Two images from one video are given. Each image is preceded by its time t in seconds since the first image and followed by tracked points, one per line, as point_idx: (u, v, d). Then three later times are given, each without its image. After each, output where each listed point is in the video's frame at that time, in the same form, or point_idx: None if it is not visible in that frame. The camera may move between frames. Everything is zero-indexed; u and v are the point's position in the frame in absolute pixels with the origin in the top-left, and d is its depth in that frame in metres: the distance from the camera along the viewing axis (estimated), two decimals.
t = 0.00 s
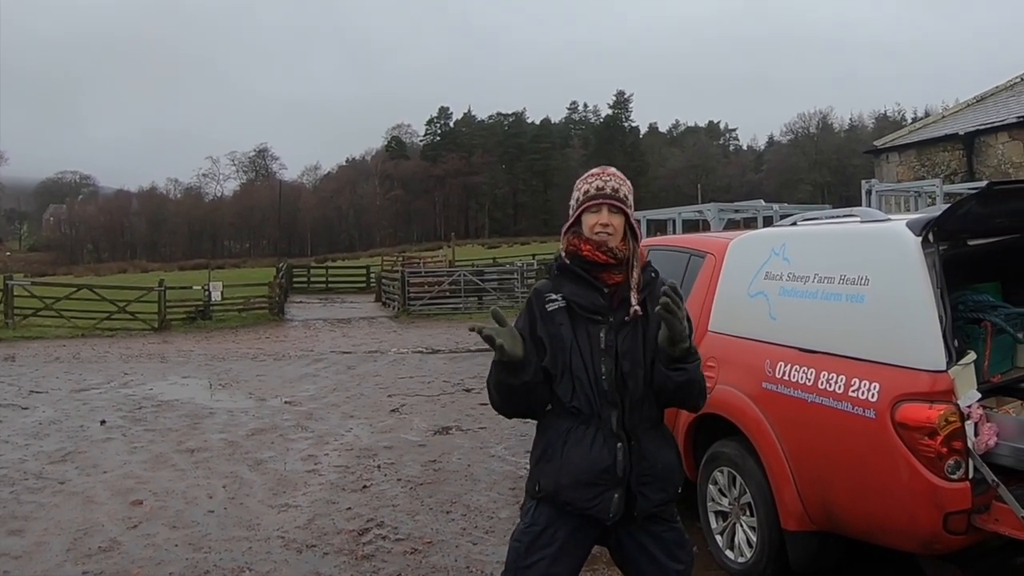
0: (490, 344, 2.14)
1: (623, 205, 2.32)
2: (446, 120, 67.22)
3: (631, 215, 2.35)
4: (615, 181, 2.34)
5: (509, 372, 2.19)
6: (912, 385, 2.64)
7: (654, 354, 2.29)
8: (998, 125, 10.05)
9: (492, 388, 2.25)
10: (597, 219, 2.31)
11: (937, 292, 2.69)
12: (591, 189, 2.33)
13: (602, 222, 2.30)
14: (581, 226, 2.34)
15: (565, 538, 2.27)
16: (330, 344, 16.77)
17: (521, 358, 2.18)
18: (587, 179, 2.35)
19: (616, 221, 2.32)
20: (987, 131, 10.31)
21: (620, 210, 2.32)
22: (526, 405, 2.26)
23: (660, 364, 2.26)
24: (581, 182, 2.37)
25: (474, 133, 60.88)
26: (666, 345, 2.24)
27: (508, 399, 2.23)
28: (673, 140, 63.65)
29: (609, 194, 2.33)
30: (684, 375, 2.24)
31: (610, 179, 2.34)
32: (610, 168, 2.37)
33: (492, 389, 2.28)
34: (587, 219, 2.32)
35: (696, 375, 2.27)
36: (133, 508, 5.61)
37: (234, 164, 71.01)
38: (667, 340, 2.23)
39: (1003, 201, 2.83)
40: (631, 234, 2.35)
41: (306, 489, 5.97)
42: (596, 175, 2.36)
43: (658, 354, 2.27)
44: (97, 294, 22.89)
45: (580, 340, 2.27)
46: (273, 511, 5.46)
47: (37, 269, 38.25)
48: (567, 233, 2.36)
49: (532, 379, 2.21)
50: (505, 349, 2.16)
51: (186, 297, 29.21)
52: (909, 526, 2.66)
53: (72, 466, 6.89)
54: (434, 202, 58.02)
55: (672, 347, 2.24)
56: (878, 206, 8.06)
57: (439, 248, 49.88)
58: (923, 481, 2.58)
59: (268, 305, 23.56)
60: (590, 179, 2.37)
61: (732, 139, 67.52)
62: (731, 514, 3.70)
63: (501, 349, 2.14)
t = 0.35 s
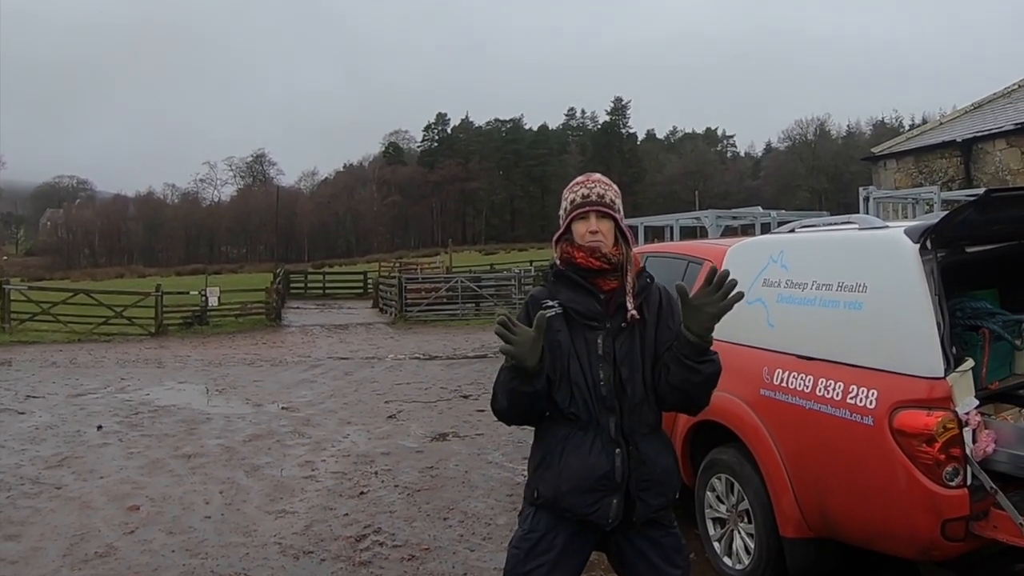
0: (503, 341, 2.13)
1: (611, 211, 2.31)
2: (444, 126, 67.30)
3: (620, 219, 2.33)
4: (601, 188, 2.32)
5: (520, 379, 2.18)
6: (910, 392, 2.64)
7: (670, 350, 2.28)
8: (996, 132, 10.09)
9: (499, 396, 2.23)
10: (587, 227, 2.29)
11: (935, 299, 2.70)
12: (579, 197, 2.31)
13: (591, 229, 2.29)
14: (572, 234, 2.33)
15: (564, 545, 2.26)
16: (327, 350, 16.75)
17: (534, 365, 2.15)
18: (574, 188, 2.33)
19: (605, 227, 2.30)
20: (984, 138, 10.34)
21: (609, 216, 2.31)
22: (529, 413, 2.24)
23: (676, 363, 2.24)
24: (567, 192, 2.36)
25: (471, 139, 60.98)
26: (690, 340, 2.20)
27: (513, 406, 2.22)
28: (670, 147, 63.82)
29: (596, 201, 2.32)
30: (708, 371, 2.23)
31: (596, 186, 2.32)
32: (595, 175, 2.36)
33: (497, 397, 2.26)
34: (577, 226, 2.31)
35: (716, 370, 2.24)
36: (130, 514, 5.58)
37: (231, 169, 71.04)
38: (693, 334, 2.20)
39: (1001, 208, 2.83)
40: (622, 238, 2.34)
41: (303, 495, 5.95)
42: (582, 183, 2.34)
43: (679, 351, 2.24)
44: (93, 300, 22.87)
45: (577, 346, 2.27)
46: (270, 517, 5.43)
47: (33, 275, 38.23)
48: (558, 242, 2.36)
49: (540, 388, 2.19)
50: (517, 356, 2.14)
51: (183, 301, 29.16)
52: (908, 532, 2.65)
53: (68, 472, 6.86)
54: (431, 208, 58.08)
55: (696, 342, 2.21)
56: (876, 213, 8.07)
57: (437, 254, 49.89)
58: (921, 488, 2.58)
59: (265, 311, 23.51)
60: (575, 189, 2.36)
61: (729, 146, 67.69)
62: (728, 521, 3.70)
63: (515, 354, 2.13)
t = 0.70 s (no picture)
0: (493, 344, 2.12)
1: (612, 218, 2.30)
2: (442, 130, 67.34)
3: (620, 226, 2.32)
4: (603, 194, 2.31)
5: (512, 382, 2.18)
6: (908, 398, 2.64)
7: (667, 355, 2.27)
8: (995, 137, 10.11)
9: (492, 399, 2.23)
10: (587, 232, 2.28)
11: (933, 304, 2.69)
12: (582, 202, 2.30)
13: (592, 234, 2.28)
14: (572, 239, 2.32)
15: (559, 550, 2.25)
16: (325, 354, 16.72)
17: (524, 366, 2.16)
18: (576, 193, 2.32)
19: (606, 233, 2.29)
20: (982, 143, 10.36)
21: (609, 222, 2.30)
22: (523, 416, 2.24)
23: (671, 368, 2.24)
24: (568, 196, 2.35)
25: (470, 144, 61.02)
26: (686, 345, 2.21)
27: (506, 410, 2.21)
28: (668, 151, 63.90)
29: (595, 206, 2.31)
30: (704, 377, 2.22)
31: (598, 192, 2.32)
32: (597, 181, 2.35)
33: (490, 399, 2.25)
34: (577, 231, 2.30)
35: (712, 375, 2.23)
36: (127, 518, 5.56)
37: (230, 173, 71.06)
38: (689, 338, 2.20)
39: (999, 213, 2.82)
40: (620, 245, 2.33)
41: (299, 500, 5.92)
42: (584, 188, 2.33)
43: (675, 355, 2.24)
44: (90, 303, 22.82)
45: (573, 350, 2.26)
46: (267, 521, 5.41)
47: (30, 278, 38.19)
48: (557, 247, 2.35)
49: (532, 391, 2.19)
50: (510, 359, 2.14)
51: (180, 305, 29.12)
52: (904, 538, 2.65)
53: (65, 475, 6.83)
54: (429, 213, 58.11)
55: (692, 347, 2.21)
56: (874, 218, 8.08)
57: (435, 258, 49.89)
58: (918, 494, 2.57)
59: (262, 315, 23.47)
60: (576, 193, 2.35)
61: (728, 151, 67.78)
62: (726, 527, 3.68)
63: (505, 356, 2.13)
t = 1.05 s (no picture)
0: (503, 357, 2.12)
1: (609, 218, 2.31)
2: (440, 134, 67.36)
3: (616, 228, 2.33)
4: (600, 194, 2.32)
5: (516, 392, 2.15)
6: (905, 402, 2.63)
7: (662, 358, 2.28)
8: (992, 140, 10.12)
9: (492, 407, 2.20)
10: (585, 233, 2.29)
11: (929, 308, 2.69)
12: (579, 203, 2.31)
13: (590, 234, 2.28)
14: (568, 240, 2.32)
15: (556, 554, 2.24)
16: (322, 358, 16.69)
17: (530, 376, 2.14)
18: (574, 194, 2.32)
19: (603, 234, 2.30)
20: (980, 147, 10.37)
21: (606, 223, 2.30)
22: (523, 422, 2.22)
23: (666, 371, 2.24)
24: (565, 197, 2.35)
25: (468, 147, 61.05)
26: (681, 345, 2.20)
27: (508, 419, 2.19)
28: (666, 155, 63.98)
29: (591, 208, 2.31)
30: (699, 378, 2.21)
31: (596, 193, 2.32)
32: (593, 182, 2.36)
33: (490, 407, 2.22)
34: (575, 232, 2.30)
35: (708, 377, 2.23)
36: (123, 521, 5.53)
37: (228, 176, 71.03)
38: (680, 337, 2.20)
39: (996, 217, 2.82)
40: (616, 246, 2.34)
41: (297, 504, 5.91)
42: (581, 189, 2.33)
43: (668, 356, 2.24)
44: (87, 306, 22.76)
45: (569, 355, 2.25)
46: (264, 525, 5.39)
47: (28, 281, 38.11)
48: (553, 249, 2.34)
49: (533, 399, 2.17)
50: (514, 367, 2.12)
51: (178, 307, 29.07)
52: (902, 543, 2.64)
53: (62, 479, 6.80)
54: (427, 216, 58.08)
55: (685, 347, 2.21)
56: (871, 222, 8.09)
57: (432, 262, 49.91)
58: (916, 497, 2.56)
59: (260, 318, 23.43)
60: (573, 195, 2.35)
61: (725, 154, 67.85)
62: (723, 530, 3.68)
63: (515, 367, 2.11)
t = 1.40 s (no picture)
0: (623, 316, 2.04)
1: (602, 221, 2.31)
2: (437, 136, 67.30)
3: (609, 232, 2.34)
4: (595, 198, 2.31)
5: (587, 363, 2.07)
6: (901, 405, 2.63)
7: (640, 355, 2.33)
8: (989, 141, 10.13)
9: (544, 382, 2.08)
10: (579, 236, 2.27)
11: (926, 310, 2.69)
12: (574, 206, 2.28)
13: (584, 238, 2.27)
14: (561, 243, 2.31)
15: (552, 558, 2.23)
16: (319, 360, 16.65)
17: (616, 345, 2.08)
18: (567, 197, 2.30)
19: (596, 238, 2.30)
20: (977, 148, 10.38)
21: (600, 227, 2.31)
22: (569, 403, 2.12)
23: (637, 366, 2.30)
24: (558, 202, 2.33)
25: (465, 149, 61.04)
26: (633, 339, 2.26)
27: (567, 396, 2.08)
28: (663, 157, 64.04)
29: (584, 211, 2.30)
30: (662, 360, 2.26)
31: (590, 196, 2.31)
32: (585, 186, 2.34)
33: (550, 381, 2.07)
34: (569, 235, 2.29)
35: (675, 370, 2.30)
36: (120, 525, 5.51)
37: (225, 179, 70.92)
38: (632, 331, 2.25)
39: (994, 218, 2.80)
40: (607, 250, 2.37)
41: (294, 507, 5.89)
42: (574, 193, 2.32)
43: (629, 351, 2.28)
44: (84, 309, 22.68)
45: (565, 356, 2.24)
46: (261, 529, 5.37)
47: (24, 284, 38.00)
48: (546, 250, 2.34)
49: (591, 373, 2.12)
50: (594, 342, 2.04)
51: (174, 310, 29.00)
52: (901, 545, 2.64)
53: (58, 483, 6.77)
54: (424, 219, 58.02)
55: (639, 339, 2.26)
56: (868, 224, 8.09)
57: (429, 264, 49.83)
58: (914, 500, 2.56)
59: (257, 321, 23.37)
60: (565, 198, 2.33)
61: (722, 156, 67.85)
62: (720, 533, 3.67)
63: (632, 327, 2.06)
